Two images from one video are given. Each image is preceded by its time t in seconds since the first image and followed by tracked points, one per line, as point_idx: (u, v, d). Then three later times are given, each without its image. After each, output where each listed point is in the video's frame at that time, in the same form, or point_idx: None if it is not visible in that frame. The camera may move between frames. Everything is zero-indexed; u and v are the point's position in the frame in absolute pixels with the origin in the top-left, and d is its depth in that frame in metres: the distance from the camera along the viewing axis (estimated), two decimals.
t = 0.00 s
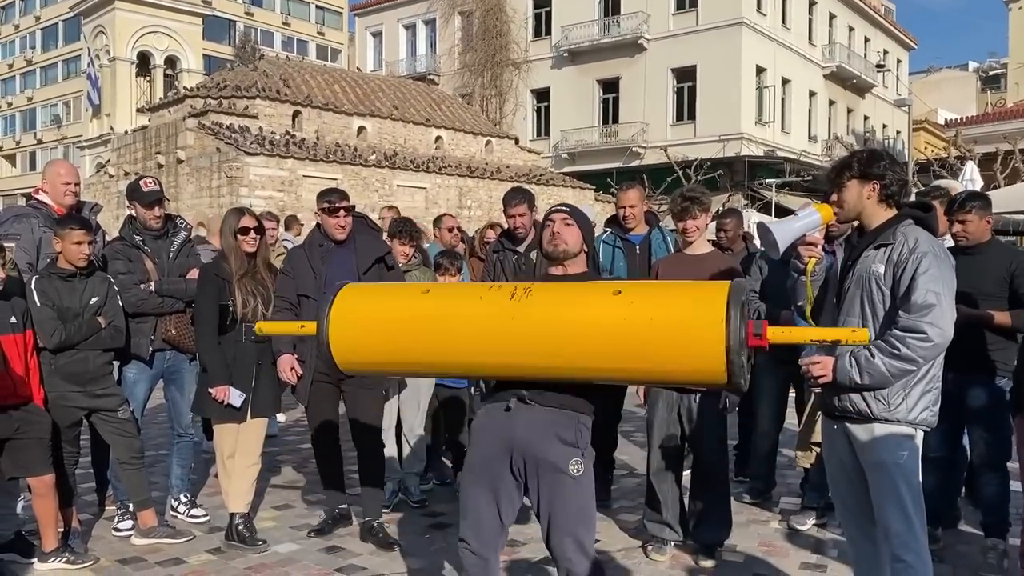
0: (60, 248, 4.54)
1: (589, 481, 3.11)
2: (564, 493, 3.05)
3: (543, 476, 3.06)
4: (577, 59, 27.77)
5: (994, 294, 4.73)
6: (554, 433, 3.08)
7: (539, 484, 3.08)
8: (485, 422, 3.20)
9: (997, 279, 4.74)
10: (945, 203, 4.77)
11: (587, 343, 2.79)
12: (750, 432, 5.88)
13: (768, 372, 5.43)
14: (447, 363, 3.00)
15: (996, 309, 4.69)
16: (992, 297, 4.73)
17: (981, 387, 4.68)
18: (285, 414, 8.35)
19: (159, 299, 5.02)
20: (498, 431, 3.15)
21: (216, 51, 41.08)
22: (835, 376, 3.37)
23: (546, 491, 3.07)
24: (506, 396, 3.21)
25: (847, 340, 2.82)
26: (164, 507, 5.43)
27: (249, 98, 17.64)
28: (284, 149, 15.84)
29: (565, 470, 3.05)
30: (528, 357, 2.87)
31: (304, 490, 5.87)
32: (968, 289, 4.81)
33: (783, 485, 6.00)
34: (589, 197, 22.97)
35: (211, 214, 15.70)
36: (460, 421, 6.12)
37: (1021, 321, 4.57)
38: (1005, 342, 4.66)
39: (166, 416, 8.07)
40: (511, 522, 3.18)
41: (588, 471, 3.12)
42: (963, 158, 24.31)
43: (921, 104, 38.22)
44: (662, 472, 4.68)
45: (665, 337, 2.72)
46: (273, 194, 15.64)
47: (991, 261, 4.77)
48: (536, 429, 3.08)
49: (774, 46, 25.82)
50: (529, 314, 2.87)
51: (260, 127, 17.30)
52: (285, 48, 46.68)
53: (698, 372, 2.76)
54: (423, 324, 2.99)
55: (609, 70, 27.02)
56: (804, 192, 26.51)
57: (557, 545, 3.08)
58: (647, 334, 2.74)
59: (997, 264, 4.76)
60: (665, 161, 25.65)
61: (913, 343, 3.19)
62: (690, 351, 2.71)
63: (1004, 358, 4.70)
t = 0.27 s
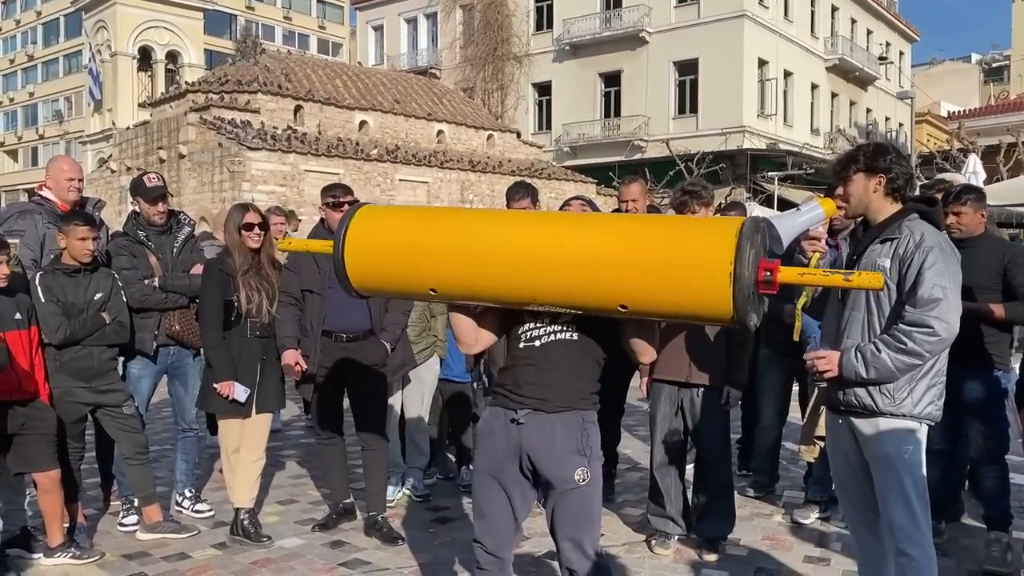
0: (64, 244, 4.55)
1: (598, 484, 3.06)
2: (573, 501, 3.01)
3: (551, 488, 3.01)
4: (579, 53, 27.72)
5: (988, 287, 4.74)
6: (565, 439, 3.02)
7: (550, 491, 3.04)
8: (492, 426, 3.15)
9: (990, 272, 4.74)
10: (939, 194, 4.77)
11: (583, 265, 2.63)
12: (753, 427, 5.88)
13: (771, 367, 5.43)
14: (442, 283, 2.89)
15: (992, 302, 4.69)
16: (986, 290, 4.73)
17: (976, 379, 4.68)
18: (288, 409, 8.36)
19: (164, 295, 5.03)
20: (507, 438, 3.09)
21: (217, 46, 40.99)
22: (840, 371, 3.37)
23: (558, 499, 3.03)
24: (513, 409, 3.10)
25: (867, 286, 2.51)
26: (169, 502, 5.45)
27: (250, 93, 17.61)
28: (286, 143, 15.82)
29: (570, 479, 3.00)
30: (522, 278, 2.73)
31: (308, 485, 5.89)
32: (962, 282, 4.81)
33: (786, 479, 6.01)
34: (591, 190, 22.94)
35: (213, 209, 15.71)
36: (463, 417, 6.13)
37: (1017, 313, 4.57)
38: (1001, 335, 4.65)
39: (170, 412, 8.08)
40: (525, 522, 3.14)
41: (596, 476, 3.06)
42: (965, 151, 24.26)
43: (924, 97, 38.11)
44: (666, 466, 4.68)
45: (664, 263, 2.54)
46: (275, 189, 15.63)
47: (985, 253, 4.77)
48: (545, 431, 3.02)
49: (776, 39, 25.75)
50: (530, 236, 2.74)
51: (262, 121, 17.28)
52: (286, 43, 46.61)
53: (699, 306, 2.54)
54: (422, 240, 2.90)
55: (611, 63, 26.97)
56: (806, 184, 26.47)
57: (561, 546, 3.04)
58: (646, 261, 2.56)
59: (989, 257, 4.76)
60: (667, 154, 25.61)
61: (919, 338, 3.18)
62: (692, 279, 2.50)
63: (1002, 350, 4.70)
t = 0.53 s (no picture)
0: (69, 240, 4.55)
1: (609, 480, 3.05)
2: (585, 496, 2.99)
3: (562, 480, 3.00)
4: (581, 47, 27.67)
5: (986, 280, 4.73)
6: (577, 436, 3.01)
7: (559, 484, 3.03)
8: (502, 416, 3.14)
9: (989, 265, 4.73)
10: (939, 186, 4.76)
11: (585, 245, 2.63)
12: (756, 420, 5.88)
13: (775, 361, 5.43)
14: (448, 260, 2.90)
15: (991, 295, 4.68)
16: (986, 282, 4.72)
17: (976, 372, 4.67)
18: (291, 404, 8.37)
19: (167, 290, 5.04)
20: (516, 430, 3.08)
21: (218, 41, 41.00)
22: (846, 365, 3.37)
23: (569, 493, 3.01)
24: (523, 400, 3.09)
25: (868, 272, 2.54)
26: (174, 497, 5.46)
27: (252, 88, 17.58)
28: (288, 138, 15.81)
29: (582, 474, 2.99)
30: (526, 256, 2.73)
31: (313, 480, 5.90)
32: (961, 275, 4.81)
33: (789, 473, 6.02)
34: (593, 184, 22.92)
35: (216, 204, 15.71)
36: (467, 410, 6.16)
37: (1017, 305, 4.56)
38: (1002, 328, 4.64)
39: (174, 408, 8.10)
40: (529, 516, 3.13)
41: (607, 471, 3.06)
42: (968, 144, 24.21)
43: (927, 90, 38.01)
44: (669, 461, 4.68)
45: (666, 243, 2.52)
46: (277, 184, 15.63)
47: (982, 245, 4.76)
48: (555, 425, 3.02)
49: (778, 32, 25.67)
50: (537, 215, 2.74)
51: (264, 117, 17.26)
52: (287, 38, 46.59)
53: (700, 288, 2.51)
54: (428, 218, 2.91)
55: (613, 57, 26.93)
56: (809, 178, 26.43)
57: (570, 539, 3.03)
58: (648, 241, 2.55)
59: (988, 250, 4.75)
60: (670, 149, 25.56)
61: (924, 331, 3.18)
62: (692, 261, 2.48)
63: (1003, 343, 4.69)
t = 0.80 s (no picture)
0: (73, 237, 4.56)
1: (602, 479, 3.02)
2: (577, 497, 2.97)
3: (553, 482, 2.98)
4: (583, 42, 27.64)
5: (989, 273, 4.73)
6: (567, 438, 2.98)
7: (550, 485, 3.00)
8: (495, 416, 3.13)
9: (990, 258, 4.73)
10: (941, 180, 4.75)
11: (579, 230, 2.63)
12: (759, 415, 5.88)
13: (778, 355, 5.42)
14: (447, 240, 2.89)
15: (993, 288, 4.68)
16: (988, 276, 4.71)
17: (978, 365, 4.68)
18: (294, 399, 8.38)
19: (170, 286, 5.05)
20: (507, 431, 3.07)
21: (220, 37, 40.99)
22: (852, 357, 3.37)
23: (559, 494, 2.99)
24: (514, 403, 3.08)
25: (865, 250, 2.47)
26: (178, 492, 5.48)
27: (254, 84, 17.55)
28: (290, 134, 15.81)
29: (574, 475, 2.96)
30: (524, 232, 2.73)
31: (316, 475, 5.91)
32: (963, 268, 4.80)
33: (792, 467, 6.02)
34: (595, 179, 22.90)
35: (218, 200, 15.72)
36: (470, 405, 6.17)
37: (1019, 298, 4.55)
38: (1003, 321, 4.64)
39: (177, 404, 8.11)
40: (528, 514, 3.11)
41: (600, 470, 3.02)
42: (971, 138, 24.16)
43: (929, 84, 37.92)
44: (672, 454, 4.69)
45: (662, 216, 2.52)
46: (280, 180, 15.62)
47: (984, 238, 4.75)
48: (545, 426, 2.99)
49: (781, 26, 25.60)
50: (538, 197, 2.76)
51: (265, 112, 17.25)
52: (289, 34, 46.57)
53: (694, 261, 2.47)
54: (430, 204, 2.95)
55: (615, 52, 26.90)
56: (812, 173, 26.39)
57: (567, 536, 3.01)
58: (639, 224, 2.54)
59: (990, 243, 4.74)
60: (672, 143, 25.53)
61: (930, 319, 3.18)
62: (686, 232, 2.47)
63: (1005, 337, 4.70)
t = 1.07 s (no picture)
0: (77, 235, 4.57)
1: (601, 473, 3.01)
2: (575, 491, 2.97)
3: (552, 477, 2.99)
4: (586, 38, 27.61)
5: (993, 269, 4.72)
6: (564, 433, 2.98)
7: (548, 479, 3.01)
8: (493, 415, 3.13)
9: (994, 255, 4.71)
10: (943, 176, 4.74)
11: (573, 209, 2.62)
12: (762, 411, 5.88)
13: (781, 352, 5.43)
14: (445, 203, 2.89)
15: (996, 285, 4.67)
16: (993, 273, 4.70)
17: (981, 362, 4.67)
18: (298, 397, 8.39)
19: (173, 284, 5.07)
20: (507, 426, 3.08)
21: (222, 35, 40.99)
22: (863, 353, 3.35)
23: (558, 489, 3.00)
24: (512, 399, 3.08)
25: (856, 212, 2.43)
26: (181, 490, 5.49)
27: (256, 82, 17.55)
28: (292, 131, 15.81)
29: (573, 468, 2.97)
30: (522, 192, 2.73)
31: (319, 472, 5.92)
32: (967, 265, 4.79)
33: (795, 463, 6.03)
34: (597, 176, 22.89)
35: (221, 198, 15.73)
36: (473, 402, 6.19)
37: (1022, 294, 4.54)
38: (1007, 318, 4.62)
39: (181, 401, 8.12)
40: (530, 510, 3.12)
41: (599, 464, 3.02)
42: (975, 134, 24.11)
43: (933, 79, 37.82)
44: (675, 452, 4.68)
45: (659, 175, 2.53)
46: (282, 177, 15.63)
47: (987, 236, 4.73)
48: (546, 424, 3.00)
49: (783, 21, 25.54)
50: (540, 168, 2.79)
51: (268, 110, 17.25)
52: (291, 31, 46.58)
53: (687, 212, 2.45)
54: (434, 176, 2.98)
55: (617, 49, 26.87)
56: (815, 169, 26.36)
57: (566, 530, 3.00)
58: (637, 178, 2.55)
59: (993, 239, 4.72)
60: (674, 140, 25.49)
61: (941, 312, 3.18)
62: (682, 186, 2.47)
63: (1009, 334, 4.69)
